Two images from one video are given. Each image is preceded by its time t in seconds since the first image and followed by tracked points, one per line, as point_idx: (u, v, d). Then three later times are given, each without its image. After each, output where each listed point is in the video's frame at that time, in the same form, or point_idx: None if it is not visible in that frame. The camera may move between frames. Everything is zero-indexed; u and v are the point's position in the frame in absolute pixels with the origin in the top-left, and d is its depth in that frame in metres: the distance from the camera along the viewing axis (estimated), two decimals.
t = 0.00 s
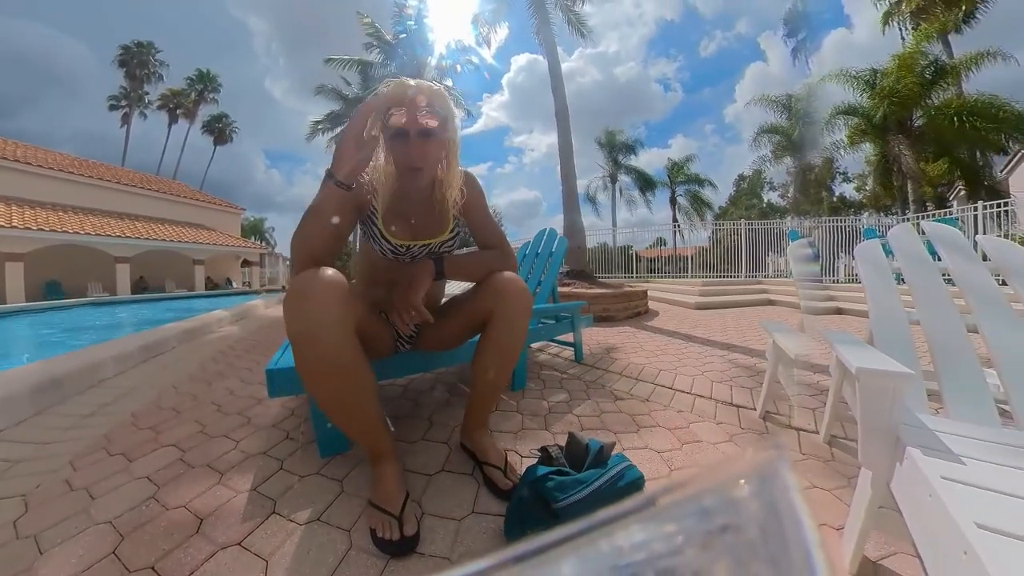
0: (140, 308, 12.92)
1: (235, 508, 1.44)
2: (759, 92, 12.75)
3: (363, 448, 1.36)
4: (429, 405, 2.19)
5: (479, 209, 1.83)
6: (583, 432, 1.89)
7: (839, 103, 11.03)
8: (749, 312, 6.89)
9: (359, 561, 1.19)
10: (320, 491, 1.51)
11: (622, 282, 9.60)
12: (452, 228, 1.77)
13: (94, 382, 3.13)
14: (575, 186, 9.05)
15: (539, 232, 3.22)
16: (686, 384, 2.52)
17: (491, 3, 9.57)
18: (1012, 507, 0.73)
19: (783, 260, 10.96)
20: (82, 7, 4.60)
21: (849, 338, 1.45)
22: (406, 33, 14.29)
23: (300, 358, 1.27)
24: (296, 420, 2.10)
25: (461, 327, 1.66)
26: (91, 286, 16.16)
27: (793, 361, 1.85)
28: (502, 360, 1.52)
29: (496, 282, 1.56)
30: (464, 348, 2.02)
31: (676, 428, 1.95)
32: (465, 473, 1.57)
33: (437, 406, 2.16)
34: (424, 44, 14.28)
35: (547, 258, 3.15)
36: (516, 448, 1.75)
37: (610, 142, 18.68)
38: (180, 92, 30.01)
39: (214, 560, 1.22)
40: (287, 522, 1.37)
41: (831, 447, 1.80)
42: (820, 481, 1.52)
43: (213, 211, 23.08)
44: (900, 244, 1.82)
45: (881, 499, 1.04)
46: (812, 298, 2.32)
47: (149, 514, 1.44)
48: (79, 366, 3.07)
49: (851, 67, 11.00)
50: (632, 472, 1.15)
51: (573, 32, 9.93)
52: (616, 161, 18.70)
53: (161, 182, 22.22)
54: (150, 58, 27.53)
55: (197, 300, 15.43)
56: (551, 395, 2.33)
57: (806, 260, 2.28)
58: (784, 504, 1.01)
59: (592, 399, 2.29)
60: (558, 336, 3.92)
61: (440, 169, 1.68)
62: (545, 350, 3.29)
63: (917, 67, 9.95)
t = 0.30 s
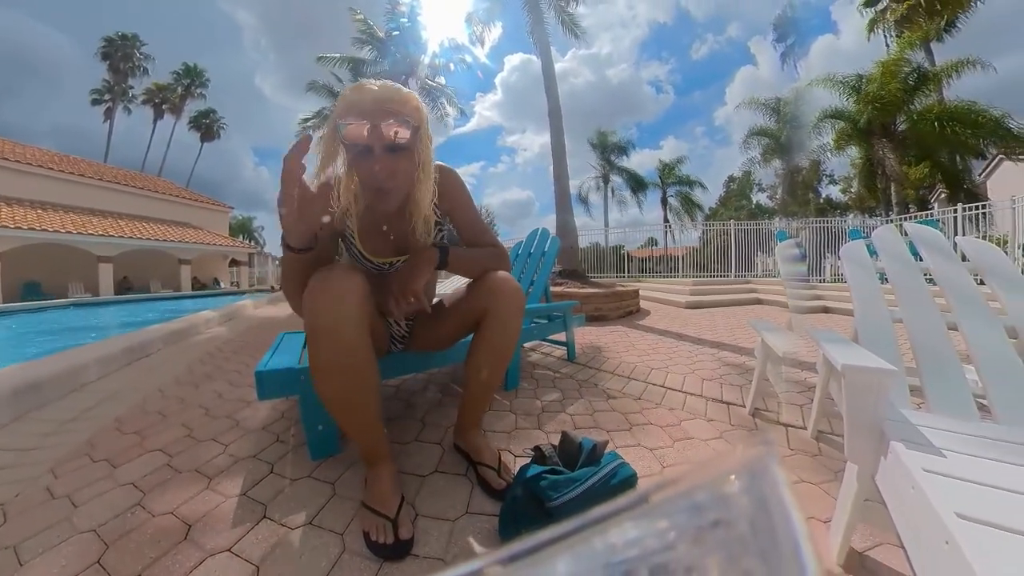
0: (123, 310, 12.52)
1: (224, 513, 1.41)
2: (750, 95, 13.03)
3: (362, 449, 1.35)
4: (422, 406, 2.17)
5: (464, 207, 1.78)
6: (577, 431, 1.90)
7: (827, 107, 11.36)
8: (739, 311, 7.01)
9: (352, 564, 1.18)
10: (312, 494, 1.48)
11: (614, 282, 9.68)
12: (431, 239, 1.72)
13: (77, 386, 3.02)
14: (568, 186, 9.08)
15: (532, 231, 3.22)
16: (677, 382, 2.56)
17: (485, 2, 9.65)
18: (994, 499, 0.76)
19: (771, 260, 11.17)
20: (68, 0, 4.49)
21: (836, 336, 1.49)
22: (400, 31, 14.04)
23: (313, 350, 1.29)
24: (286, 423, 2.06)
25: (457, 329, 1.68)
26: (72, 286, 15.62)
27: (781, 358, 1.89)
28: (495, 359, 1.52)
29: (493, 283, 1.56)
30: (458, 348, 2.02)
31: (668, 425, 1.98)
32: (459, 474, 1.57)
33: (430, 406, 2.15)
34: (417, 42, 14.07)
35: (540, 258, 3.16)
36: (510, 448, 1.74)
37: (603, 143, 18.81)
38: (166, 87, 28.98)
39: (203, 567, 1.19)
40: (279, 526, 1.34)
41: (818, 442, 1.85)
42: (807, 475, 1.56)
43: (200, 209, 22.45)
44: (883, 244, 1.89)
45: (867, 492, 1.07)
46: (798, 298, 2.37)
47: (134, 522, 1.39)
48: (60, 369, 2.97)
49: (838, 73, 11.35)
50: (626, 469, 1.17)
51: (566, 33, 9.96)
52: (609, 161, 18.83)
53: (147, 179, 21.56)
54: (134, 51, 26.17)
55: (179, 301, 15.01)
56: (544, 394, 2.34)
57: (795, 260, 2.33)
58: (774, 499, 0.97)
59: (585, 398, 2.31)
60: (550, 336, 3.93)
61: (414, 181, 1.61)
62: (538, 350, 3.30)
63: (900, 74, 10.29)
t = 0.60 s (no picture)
0: (104, 310, 12.11)
1: (213, 519, 1.38)
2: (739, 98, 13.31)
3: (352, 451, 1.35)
4: (415, 407, 2.16)
5: (453, 205, 1.77)
6: (570, 430, 1.91)
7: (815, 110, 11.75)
8: (728, 310, 7.14)
9: (346, 567, 1.17)
10: (303, 498, 1.46)
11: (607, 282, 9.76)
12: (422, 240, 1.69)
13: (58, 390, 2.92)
14: (560, 186, 9.12)
15: (525, 231, 3.23)
16: (669, 380, 2.60)
17: (479, 2, 9.73)
18: (975, 492, 0.79)
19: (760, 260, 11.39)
20: None
21: (823, 334, 1.53)
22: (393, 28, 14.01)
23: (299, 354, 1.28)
24: (276, 426, 2.03)
25: (448, 327, 1.70)
26: (52, 286, 15.04)
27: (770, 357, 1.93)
28: (489, 360, 1.53)
29: (485, 283, 1.57)
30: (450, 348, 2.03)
31: (660, 423, 2.01)
32: (452, 474, 1.56)
33: (423, 407, 2.15)
34: (409, 39, 14.44)
35: (532, 258, 3.17)
36: (503, 448, 1.74)
37: (595, 144, 18.96)
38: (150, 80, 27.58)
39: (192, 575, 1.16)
40: (271, 531, 1.32)
41: (806, 437, 1.89)
42: (796, 470, 1.59)
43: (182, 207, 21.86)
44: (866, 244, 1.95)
45: (852, 485, 1.11)
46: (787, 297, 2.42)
47: (120, 530, 1.35)
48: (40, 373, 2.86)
49: (825, 78, 11.75)
50: (619, 467, 1.19)
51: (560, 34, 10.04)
52: (601, 162, 18.99)
53: (132, 176, 20.85)
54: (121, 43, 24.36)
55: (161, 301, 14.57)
56: (537, 393, 2.35)
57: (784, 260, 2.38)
58: (763, 495, 0.89)
59: (578, 397, 2.32)
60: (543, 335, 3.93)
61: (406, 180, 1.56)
62: (531, 349, 3.31)
63: (884, 80, 10.72)
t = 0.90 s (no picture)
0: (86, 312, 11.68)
1: (202, 525, 1.34)
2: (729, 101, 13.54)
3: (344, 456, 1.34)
4: (407, 407, 2.14)
5: (449, 207, 1.76)
6: (563, 430, 1.91)
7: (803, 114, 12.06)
8: (719, 309, 7.24)
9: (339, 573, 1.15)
10: (294, 502, 1.44)
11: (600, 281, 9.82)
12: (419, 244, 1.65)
13: (38, 395, 2.81)
14: (553, 186, 9.13)
15: (517, 230, 3.21)
16: (660, 379, 2.62)
17: None
18: (956, 484, 0.82)
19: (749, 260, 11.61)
20: None
21: (810, 333, 1.57)
22: (386, 25, 13.79)
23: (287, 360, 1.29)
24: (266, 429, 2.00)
25: (441, 327, 1.70)
26: (31, 286, 14.44)
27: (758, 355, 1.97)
28: (482, 360, 1.53)
29: (476, 282, 1.58)
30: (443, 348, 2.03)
31: (652, 421, 2.03)
32: (445, 475, 1.56)
33: (416, 407, 2.13)
34: (403, 36, 13.92)
35: (525, 257, 3.16)
36: (497, 448, 1.74)
37: (587, 144, 19.04)
38: (134, 75, 26.57)
39: None
40: (262, 535, 1.29)
41: (794, 433, 1.94)
42: (784, 465, 1.63)
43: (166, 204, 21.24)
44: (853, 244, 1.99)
45: (840, 478, 1.13)
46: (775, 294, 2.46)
47: (105, 539, 1.31)
48: (17, 377, 2.75)
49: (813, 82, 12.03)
50: (612, 465, 1.20)
51: (554, 35, 10.05)
52: (593, 162, 19.08)
53: (115, 173, 20.18)
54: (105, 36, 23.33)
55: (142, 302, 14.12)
56: (530, 393, 2.35)
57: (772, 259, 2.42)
58: (756, 487, 0.89)
59: (571, 396, 2.33)
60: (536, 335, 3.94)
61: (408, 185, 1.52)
62: (523, 349, 3.31)
63: (869, 86, 11.06)
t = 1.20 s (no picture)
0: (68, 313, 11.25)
1: (191, 531, 1.31)
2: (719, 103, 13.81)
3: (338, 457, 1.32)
4: (400, 408, 2.13)
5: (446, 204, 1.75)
6: (556, 428, 1.92)
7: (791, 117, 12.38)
8: (710, 308, 7.36)
9: None
10: (286, 506, 1.42)
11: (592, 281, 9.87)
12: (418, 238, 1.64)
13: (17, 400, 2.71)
14: (545, 186, 9.15)
15: (510, 230, 3.22)
16: (651, 377, 2.66)
17: None
18: (939, 476, 0.84)
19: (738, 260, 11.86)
20: None
21: (798, 331, 1.60)
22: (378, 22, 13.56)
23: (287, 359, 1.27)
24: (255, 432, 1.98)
25: (435, 327, 1.69)
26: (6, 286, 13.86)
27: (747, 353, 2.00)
28: (475, 360, 1.53)
29: (472, 281, 1.58)
30: (438, 348, 2.04)
31: (644, 419, 2.05)
32: (439, 475, 1.55)
33: (409, 409, 2.12)
34: (396, 34, 13.64)
35: (518, 257, 3.17)
36: (490, 448, 1.74)
37: (580, 145, 19.14)
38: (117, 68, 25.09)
39: None
40: (253, 540, 1.27)
41: (782, 429, 1.98)
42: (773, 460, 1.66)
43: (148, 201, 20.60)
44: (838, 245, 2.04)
45: (825, 471, 1.17)
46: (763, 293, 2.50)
47: (89, 547, 1.27)
48: None
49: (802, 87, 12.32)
50: (606, 462, 1.22)
51: (547, 36, 10.07)
52: (585, 162, 19.18)
53: (96, 169, 19.46)
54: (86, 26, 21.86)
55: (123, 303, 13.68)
56: (523, 393, 2.36)
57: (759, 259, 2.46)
58: (746, 485, 0.88)
59: (565, 395, 2.34)
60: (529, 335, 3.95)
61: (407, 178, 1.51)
62: (516, 349, 3.32)
63: (855, 90, 11.34)
